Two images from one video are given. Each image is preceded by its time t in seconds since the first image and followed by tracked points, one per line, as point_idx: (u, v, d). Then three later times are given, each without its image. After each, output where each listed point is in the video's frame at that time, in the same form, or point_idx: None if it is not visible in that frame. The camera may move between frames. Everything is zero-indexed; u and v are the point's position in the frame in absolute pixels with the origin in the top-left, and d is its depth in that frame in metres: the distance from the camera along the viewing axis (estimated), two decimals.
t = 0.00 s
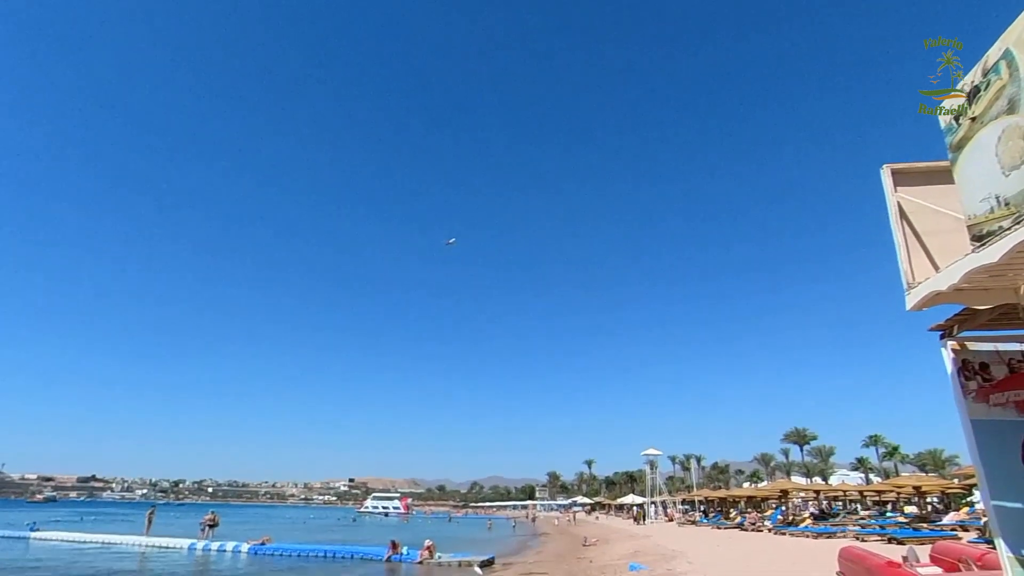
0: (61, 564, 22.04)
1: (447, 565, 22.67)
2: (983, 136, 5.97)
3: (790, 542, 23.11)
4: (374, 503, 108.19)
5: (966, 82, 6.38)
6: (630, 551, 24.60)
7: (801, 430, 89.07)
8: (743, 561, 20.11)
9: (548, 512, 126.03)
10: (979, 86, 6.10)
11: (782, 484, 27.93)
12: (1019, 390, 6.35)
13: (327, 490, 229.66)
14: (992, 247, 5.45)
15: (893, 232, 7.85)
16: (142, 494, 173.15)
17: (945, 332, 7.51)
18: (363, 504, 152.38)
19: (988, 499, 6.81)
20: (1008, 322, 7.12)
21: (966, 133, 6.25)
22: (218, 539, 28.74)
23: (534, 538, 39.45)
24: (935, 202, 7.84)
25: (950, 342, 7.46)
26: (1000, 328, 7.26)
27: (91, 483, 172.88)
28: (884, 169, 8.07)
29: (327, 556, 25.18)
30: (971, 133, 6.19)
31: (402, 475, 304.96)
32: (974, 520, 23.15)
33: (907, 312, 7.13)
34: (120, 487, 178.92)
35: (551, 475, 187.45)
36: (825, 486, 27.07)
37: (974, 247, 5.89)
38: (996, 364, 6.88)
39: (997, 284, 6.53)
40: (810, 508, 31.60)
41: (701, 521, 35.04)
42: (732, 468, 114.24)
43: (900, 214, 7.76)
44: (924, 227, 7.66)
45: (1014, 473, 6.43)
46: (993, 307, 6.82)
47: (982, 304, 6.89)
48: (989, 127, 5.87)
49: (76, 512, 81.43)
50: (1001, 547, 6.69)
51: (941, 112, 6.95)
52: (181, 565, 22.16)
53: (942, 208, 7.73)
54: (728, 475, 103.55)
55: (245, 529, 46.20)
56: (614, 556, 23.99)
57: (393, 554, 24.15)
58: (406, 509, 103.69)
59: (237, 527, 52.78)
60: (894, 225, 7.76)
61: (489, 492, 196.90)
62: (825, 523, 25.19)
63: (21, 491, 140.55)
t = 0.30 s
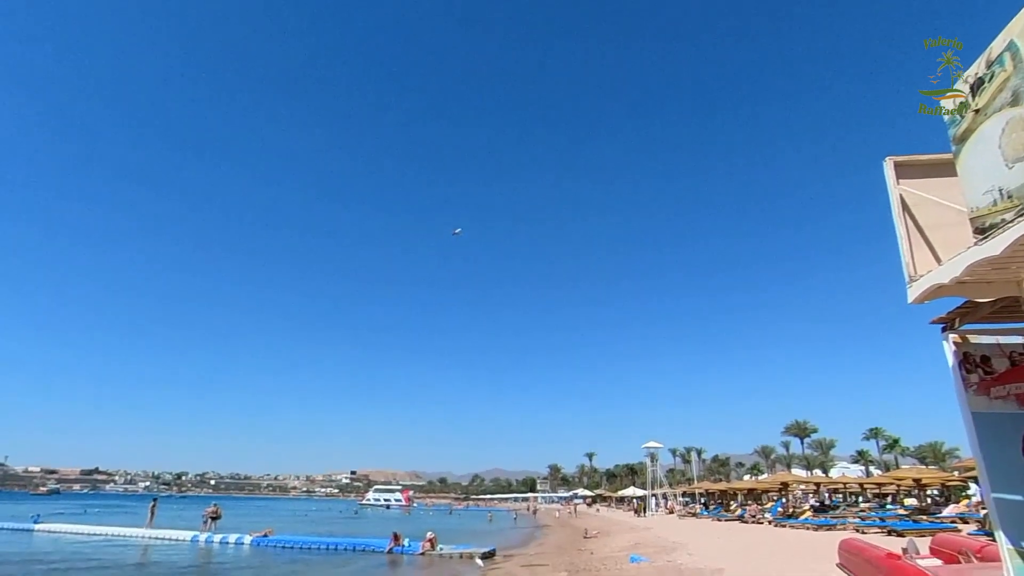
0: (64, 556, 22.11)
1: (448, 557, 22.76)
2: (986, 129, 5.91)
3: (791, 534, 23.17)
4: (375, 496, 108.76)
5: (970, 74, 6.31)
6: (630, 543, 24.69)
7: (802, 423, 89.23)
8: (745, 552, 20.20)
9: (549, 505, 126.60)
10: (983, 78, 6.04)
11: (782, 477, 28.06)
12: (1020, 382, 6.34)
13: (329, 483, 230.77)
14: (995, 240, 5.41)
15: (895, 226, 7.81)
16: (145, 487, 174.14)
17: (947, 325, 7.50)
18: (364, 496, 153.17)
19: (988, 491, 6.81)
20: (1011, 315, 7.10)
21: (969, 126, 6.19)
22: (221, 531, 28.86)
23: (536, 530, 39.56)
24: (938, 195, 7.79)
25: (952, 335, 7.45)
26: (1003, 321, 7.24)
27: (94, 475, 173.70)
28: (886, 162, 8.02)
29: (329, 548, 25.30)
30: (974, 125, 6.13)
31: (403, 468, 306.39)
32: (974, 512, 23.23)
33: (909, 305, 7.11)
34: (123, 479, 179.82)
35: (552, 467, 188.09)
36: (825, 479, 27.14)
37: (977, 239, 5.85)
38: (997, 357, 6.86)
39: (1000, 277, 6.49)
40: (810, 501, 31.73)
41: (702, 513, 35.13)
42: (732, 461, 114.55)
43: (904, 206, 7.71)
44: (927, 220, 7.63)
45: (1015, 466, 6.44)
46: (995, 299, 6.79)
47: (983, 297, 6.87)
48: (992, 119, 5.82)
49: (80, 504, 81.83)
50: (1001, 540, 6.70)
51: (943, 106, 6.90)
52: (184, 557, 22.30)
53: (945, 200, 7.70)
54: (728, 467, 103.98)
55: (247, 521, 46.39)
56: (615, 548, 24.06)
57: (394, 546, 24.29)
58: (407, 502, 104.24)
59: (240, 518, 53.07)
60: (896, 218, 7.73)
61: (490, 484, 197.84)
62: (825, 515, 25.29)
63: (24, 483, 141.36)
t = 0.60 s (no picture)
0: (67, 548, 22.21)
1: (450, 549, 22.82)
2: (991, 120, 5.84)
3: (791, 526, 23.23)
4: (377, 488, 109.35)
5: (975, 64, 6.21)
6: (631, 535, 24.76)
7: (803, 416, 89.35)
8: (746, 545, 20.28)
9: (551, 497, 127.19)
10: (988, 70, 5.96)
11: (784, 469, 28.15)
12: (1023, 375, 6.30)
13: (331, 475, 231.90)
14: (999, 232, 5.36)
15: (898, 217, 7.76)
16: (148, 479, 175.17)
17: (950, 318, 7.46)
18: (367, 488, 153.96)
19: (988, 483, 6.80)
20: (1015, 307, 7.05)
21: (973, 117, 6.11)
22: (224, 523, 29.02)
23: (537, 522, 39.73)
24: (941, 187, 7.75)
25: (955, 328, 7.42)
26: (1006, 314, 7.20)
27: (97, 467, 174.50)
28: (890, 154, 7.95)
29: (332, 540, 25.40)
30: (979, 117, 6.05)
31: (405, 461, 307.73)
32: (974, 504, 23.24)
33: (911, 298, 7.07)
34: (126, 472, 180.77)
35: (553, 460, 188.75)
36: (826, 471, 27.18)
37: (980, 232, 5.82)
38: (999, 349, 6.84)
39: (1002, 270, 6.46)
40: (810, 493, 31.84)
41: (703, 505, 35.25)
42: (733, 453, 114.82)
43: (907, 198, 7.66)
44: (930, 213, 7.57)
45: (1015, 457, 6.44)
46: (998, 292, 6.77)
47: (986, 290, 6.83)
48: (997, 111, 5.74)
49: (84, 496, 82.30)
50: (1002, 531, 6.69)
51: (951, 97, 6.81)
52: (187, 548, 22.43)
53: (949, 192, 7.63)
54: (729, 460, 104.29)
55: (250, 513, 46.63)
56: (616, 540, 24.14)
57: (396, 538, 24.45)
58: (409, 494, 104.61)
59: (243, 511, 53.40)
60: (899, 210, 7.67)
61: (491, 476, 198.74)
62: (826, 508, 25.35)
63: (28, 476, 142.24)
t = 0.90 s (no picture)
0: (71, 541, 22.32)
1: (452, 541, 22.93)
2: (995, 113, 5.78)
3: (792, 518, 23.32)
4: (379, 481, 109.88)
5: (980, 56, 6.13)
6: (632, 527, 24.85)
7: (804, 409, 89.48)
8: (749, 537, 20.40)
9: (552, 489, 127.81)
10: (992, 61, 5.89)
11: (785, 462, 28.25)
12: None
13: (333, 468, 233.00)
14: (1003, 225, 5.31)
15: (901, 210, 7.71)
16: (151, 472, 176.11)
17: (951, 310, 7.44)
18: (369, 481, 154.73)
19: (988, 475, 6.81)
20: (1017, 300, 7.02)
21: (977, 110, 6.05)
22: (227, 515, 29.14)
23: (538, 514, 39.89)
24: (944, 179, 7.71)
25: (957, 321, 7.39)
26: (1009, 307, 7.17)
27: (99, 459, 175.47)
28: (892, 146, 7.90)
29: (334, 532, 25.51)
30: (982, 109, 6.00)
31: (406, 454, 308.93)
32: (975, 497, 23.28)
33: (913, 291, 7.04)
34: (128, 465, 181.27)
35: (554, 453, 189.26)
36: (827, 464, 27.22)
37: (984, 225, 5.79)
38: (1001, 342, 6.82)
39: (1004, 263, 6.43)
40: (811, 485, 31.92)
41: (704, 498, 35.36)
42: (735, 446, 115.00)
43: (909, 191, 7.60)
44: (932, 205, 7.53)
45: (1016, 449, 6.43)
46: (1001, 284, 6.73)
47: (989, 282, 6.80)
48: (1001, 103, 5.68)
49: (86, 489, 82.73)
50: (1003, 523, 6.69)
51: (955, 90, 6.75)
52: (191, 540, 22.62)
53: (952, 185, 7.58)
54: (730, 453, 104.58)
55: (252, 506, 46.83)
56: (617, 532, 24.20)
57: (399, 530, 24.56)
58: (411, 486, 105.17)
59: (245, 503, 53.66)
60: (902, 202, 7.62)
61: (492, 469, 199.67)
62: (827, 500, 25.43)
63: (31, 469, 143.38)
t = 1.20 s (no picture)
0: (76, 533, 22.47)
1: (454, 533, 23.07)
2: (1000, 104, 5.71)
3: (793, 511, 23.38)
4: (381, 474, 110.32)
5: (986, 46, 6.04)
6: (634, 519, 24.98)
7: (806, 402, 89.60)
8: (750, 529, 20.54)
9: (553, 481, 128.42)
10: (998, 51, 5.81)
11: (787, 454, 28.34)
12: None
13: (335, 460, 233.99)
14: (1008, 217, 5.25)
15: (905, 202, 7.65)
16: (154, 464, 177.01)
17: (954, 303, 7.39)
18: (371, 474, 155.43)
19: (990, 468, 6.78)
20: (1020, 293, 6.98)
21: (983, 101, 5.97)
22: (231, 507, 29.29)
23: (540, 506, 40.11)
24: (949, 171, 7.65)
25: (959, 313, 7.36)
26: (1013, 299, 7.12)
27: (102, 453, 176.32)
28: (897, 138, 7.83)
29: (336, 525, 25.65)
30: (988, 100, 5.92)
31: (408, 447, 310.22)
32: (975, 489, 23.33)
33: (917, 284, 6.99)
34: (132, 458, 182.08)
35: (555, 445, 189.84)
36: (828, 456, 27.27)
37: (988, 217, 5.73)
38: (1004, 335, 6.79)
39: (1009, 255, 6.37)
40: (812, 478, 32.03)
41: (705, 490, 35.51)
42: (736, 439, 115.27)
43: (913, 183, 7.54)
44: (937, 197, 7.46)
45: (1019, 442, 6.40)
46: (1005, 277, 6.68)
47: (992, 275, 6.76)
48: (1007, 94, 5.60)
49: (90, 481, 83.26)
50: (1005, 516, 6.66)
51: (959, 83, 6.70)
52: (195, 532, 22.78)
53: (956, 177, 7.52)
54: (731, 446, 104.85)
55: (255, 498, 47.07)
56: (618, 525, 24.31)
57: (401, 522, 24.69)
58: (413, 479, 105.64)
59: (249, 495, 53.90)
60: (905, 194, 7.56)
61: (493, 461, 200.35)
62: (827, 492, 25.51)
63: (35, 462, 144.25)
